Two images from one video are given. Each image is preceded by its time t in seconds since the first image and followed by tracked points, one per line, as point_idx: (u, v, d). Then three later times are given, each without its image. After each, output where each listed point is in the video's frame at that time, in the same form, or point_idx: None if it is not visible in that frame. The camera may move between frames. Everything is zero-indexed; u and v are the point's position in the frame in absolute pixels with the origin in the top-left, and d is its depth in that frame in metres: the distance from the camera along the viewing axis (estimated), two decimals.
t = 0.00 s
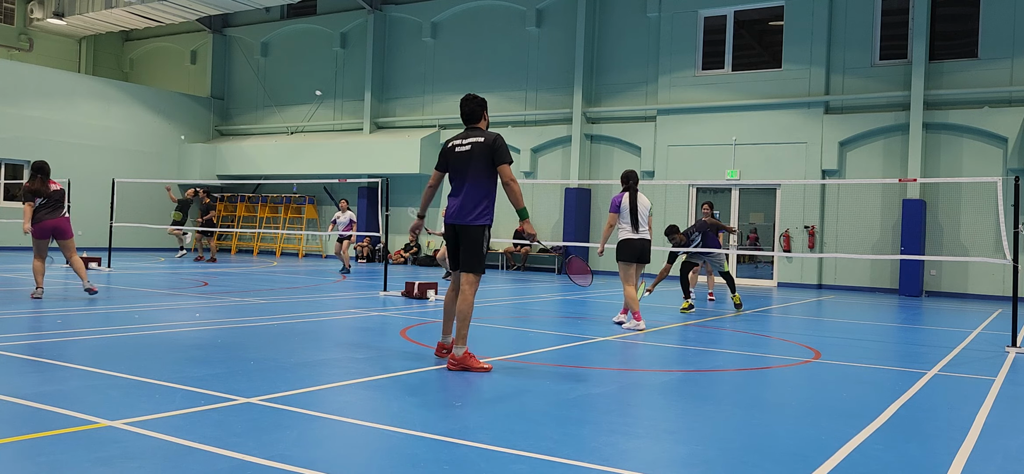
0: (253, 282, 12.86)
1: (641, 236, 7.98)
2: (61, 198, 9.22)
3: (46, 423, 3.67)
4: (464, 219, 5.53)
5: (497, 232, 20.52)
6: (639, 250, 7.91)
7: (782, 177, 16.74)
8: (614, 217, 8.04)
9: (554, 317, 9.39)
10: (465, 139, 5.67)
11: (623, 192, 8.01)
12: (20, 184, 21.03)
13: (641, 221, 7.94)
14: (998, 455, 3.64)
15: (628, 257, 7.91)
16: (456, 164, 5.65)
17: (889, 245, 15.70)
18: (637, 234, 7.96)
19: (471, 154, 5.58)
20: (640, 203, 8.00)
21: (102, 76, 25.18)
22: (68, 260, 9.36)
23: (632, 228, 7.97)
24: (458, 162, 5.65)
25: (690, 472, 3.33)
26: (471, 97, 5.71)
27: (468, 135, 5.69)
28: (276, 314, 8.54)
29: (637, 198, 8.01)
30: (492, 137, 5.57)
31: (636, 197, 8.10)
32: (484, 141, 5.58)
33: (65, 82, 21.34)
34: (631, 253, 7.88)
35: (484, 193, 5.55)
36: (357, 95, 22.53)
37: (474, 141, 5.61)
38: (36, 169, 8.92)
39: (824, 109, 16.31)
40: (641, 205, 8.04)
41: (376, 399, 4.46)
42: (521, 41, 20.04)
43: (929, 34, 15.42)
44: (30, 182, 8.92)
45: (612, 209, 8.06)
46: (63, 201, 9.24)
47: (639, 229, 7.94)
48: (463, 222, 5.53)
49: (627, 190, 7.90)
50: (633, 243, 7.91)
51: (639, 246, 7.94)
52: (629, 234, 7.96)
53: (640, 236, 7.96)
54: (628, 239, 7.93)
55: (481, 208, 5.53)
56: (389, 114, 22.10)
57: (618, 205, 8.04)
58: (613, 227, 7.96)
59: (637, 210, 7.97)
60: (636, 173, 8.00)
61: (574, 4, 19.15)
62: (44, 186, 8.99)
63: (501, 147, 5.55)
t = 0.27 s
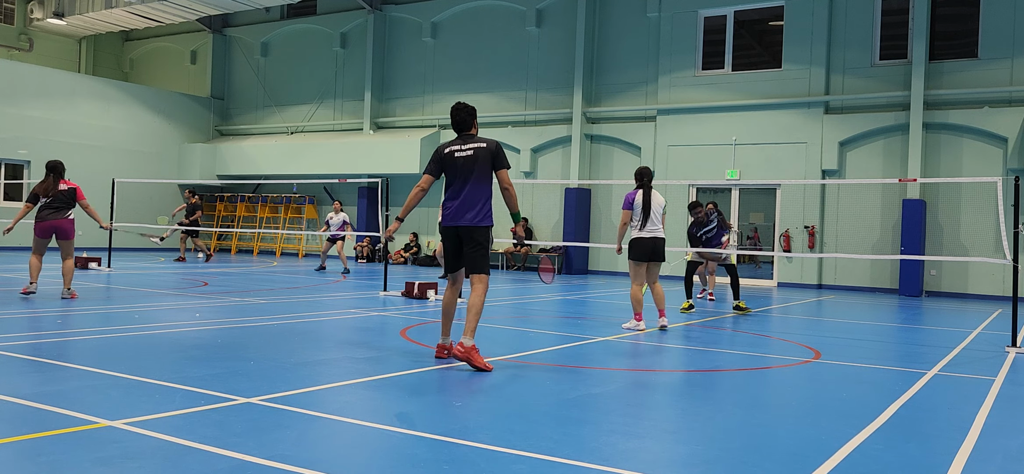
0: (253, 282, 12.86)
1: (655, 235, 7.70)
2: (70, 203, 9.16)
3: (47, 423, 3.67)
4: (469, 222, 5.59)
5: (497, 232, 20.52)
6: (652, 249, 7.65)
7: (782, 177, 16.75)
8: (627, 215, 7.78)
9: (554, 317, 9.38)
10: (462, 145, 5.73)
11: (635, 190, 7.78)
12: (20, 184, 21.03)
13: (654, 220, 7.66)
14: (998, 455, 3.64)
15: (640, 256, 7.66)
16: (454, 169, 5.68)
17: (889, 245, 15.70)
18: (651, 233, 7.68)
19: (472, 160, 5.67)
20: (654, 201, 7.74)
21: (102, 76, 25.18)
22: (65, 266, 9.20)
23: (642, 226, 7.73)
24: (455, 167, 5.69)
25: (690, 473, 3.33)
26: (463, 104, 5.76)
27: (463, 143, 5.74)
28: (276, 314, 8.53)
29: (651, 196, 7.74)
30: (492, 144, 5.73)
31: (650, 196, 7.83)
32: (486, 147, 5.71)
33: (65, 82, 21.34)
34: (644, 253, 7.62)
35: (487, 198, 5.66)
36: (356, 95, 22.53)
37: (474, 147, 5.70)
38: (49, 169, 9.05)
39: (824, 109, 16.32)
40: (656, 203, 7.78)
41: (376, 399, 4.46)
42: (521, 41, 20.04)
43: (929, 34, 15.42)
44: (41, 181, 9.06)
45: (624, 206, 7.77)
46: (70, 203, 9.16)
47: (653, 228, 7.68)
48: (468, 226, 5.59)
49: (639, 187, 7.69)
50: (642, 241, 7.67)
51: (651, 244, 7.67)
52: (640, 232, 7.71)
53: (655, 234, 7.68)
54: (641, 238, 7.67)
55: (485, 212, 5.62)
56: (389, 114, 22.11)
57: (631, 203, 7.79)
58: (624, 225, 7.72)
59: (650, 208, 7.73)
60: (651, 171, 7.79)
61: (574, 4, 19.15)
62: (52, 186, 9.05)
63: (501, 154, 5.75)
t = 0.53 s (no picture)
0: (252, 282, 12.86)
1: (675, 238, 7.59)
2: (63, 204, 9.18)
3: (47, 423, 3.67)
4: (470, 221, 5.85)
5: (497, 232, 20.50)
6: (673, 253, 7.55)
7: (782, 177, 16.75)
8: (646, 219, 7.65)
9: (554, 317, 9.39)
10: (459, 145, 5.92)
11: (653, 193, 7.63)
12: (20, 184, 21.03)
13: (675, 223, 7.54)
14: (998, 455, 3.64)
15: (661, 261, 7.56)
16: (452, 170, 5.89)
17: (889, 245, 15.71)
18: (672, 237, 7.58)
19: (470, 160, 5.88)
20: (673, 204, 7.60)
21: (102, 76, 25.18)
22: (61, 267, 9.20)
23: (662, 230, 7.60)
24: (459, 168, 5.89)
25: (690, 473, 3.33)
26: (461, 105, 5.94)
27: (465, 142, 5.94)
28: (276, 314, 8.53)
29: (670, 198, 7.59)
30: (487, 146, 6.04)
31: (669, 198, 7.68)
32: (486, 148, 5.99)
33: (65, 82, 21.34)
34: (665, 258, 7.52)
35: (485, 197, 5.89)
36: (356, 95, 22.53)
37: (471, 148, 5.89)
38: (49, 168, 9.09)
39: (824, 109, 16.32)
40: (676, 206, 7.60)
41: (376, 399, 4.47)
42: (521, 41, 20.05)
43: (928, 34, 15.43)
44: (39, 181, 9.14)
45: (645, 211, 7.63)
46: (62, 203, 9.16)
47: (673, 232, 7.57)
48: (469, 225, 5.84)
49: (658, 191, 7.55)
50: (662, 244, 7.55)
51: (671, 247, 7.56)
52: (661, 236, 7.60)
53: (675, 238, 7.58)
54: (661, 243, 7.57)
55: (485, 211, 5.87)
56: (389, 114, 22.11)
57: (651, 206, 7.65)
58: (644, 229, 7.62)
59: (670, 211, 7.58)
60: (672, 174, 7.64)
61: (574, 4, 19.15)
62: (49, 185, 9.11)
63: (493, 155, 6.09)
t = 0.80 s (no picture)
0: (252, 282, 12.86)
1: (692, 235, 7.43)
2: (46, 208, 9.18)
3: (47, 423, 3.67)
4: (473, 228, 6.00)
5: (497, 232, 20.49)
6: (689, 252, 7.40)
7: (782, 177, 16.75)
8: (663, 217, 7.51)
9: (554, 317, 9.38)
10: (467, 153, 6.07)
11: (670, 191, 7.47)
12: (20, 184, 21.03)
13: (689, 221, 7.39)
14: (998, 455, 3.64)
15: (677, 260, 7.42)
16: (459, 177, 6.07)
17: (889, 245, 15.72)
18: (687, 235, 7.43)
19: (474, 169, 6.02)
20: (689, 201, 7.41)
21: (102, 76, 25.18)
22: (53, 268, 9.22)
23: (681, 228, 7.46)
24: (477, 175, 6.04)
25: (690, 473, 3.33)
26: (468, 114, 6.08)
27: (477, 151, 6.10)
28: (276, 314, 8.53)
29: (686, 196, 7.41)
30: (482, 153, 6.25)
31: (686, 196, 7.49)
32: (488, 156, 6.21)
33: (65, 83, 21.33)
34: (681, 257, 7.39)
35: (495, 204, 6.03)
36: (356, 95, 22.53)
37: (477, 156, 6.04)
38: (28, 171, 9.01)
39: (824, 109, 16.31)
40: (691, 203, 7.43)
41: (376, 399, 4.46)
42: (521, 41, 20.05)
43: (928, 34, 15.43)
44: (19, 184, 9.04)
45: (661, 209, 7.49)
46: (45, 206, 9.17)
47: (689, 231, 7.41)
48: (477, 232, 6.00)
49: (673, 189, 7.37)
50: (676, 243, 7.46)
51: (688, 245, 7.42)
52: (677, 234, 7.46)
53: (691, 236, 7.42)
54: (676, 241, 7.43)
55: (491, 218, 6.02)
56: (389, 114, 22.11)
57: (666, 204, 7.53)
58: (661, 228, 7.53)
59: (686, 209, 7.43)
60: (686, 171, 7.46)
61: (574, 4, 19.15)
62: (29, 190, 9.04)
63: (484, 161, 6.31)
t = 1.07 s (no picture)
0: (252, 282, 12.86)
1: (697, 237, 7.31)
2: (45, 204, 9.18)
3: (47, 423, 3.67)
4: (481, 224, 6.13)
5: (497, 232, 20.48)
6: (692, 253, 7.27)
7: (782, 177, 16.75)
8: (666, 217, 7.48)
9: (554, 317, 9.38)
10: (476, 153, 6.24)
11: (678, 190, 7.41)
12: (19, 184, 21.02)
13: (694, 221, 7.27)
14: (998, 455, 3.64)
15: (679, 261, 7.31)
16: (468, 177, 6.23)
17: (889, 245, 15.72)
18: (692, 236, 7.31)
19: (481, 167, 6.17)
20: (695, 202, 7.30)
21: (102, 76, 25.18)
22: (54, 268, 9.21)
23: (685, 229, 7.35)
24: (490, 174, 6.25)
25: (690, 473, 3.33)
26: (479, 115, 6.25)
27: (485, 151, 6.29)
28: (276, 314, 8.53)
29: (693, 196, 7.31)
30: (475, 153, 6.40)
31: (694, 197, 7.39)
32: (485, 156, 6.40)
33: (65, 83, 21.33)
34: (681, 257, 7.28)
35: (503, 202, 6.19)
36: (356, 95, 22.54)
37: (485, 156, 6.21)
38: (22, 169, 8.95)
39: (824, 109, 16.31)
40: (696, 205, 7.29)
41: (376, 399, 4.47)
42: (521, 41, 20.05)
43: (929, 34, 15.42)
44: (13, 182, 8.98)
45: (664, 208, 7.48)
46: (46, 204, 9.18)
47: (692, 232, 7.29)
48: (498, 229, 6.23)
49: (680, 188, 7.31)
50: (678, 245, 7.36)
51: (691, 246, 7.29)
52: (681, 234, 7.35)
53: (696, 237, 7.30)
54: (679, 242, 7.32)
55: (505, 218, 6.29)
56: (389, 114, 22.11)
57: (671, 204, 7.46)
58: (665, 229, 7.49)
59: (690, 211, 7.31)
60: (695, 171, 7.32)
61: (574, 4, 19.15)
62: (26, 189, 9.01)
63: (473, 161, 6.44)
